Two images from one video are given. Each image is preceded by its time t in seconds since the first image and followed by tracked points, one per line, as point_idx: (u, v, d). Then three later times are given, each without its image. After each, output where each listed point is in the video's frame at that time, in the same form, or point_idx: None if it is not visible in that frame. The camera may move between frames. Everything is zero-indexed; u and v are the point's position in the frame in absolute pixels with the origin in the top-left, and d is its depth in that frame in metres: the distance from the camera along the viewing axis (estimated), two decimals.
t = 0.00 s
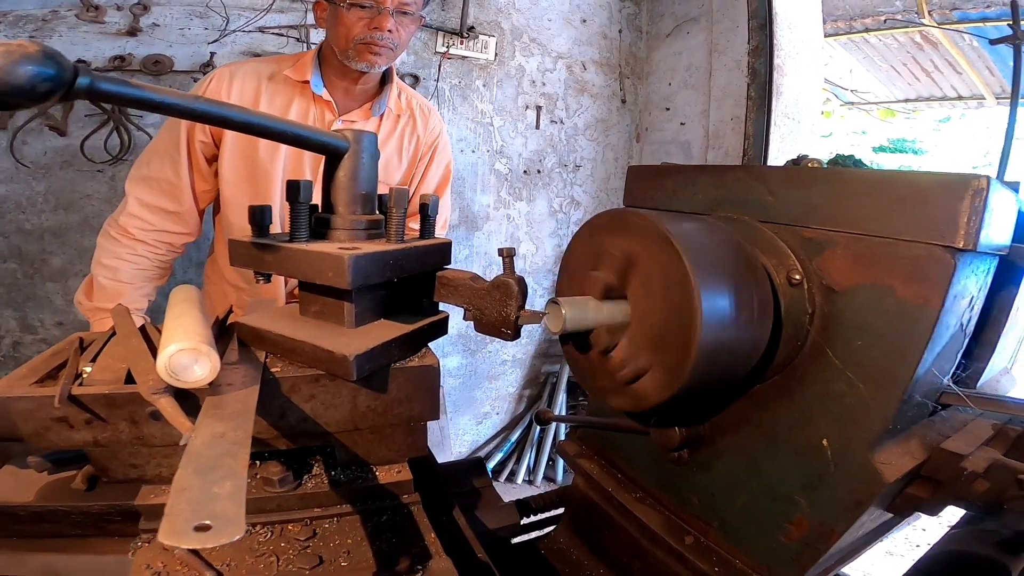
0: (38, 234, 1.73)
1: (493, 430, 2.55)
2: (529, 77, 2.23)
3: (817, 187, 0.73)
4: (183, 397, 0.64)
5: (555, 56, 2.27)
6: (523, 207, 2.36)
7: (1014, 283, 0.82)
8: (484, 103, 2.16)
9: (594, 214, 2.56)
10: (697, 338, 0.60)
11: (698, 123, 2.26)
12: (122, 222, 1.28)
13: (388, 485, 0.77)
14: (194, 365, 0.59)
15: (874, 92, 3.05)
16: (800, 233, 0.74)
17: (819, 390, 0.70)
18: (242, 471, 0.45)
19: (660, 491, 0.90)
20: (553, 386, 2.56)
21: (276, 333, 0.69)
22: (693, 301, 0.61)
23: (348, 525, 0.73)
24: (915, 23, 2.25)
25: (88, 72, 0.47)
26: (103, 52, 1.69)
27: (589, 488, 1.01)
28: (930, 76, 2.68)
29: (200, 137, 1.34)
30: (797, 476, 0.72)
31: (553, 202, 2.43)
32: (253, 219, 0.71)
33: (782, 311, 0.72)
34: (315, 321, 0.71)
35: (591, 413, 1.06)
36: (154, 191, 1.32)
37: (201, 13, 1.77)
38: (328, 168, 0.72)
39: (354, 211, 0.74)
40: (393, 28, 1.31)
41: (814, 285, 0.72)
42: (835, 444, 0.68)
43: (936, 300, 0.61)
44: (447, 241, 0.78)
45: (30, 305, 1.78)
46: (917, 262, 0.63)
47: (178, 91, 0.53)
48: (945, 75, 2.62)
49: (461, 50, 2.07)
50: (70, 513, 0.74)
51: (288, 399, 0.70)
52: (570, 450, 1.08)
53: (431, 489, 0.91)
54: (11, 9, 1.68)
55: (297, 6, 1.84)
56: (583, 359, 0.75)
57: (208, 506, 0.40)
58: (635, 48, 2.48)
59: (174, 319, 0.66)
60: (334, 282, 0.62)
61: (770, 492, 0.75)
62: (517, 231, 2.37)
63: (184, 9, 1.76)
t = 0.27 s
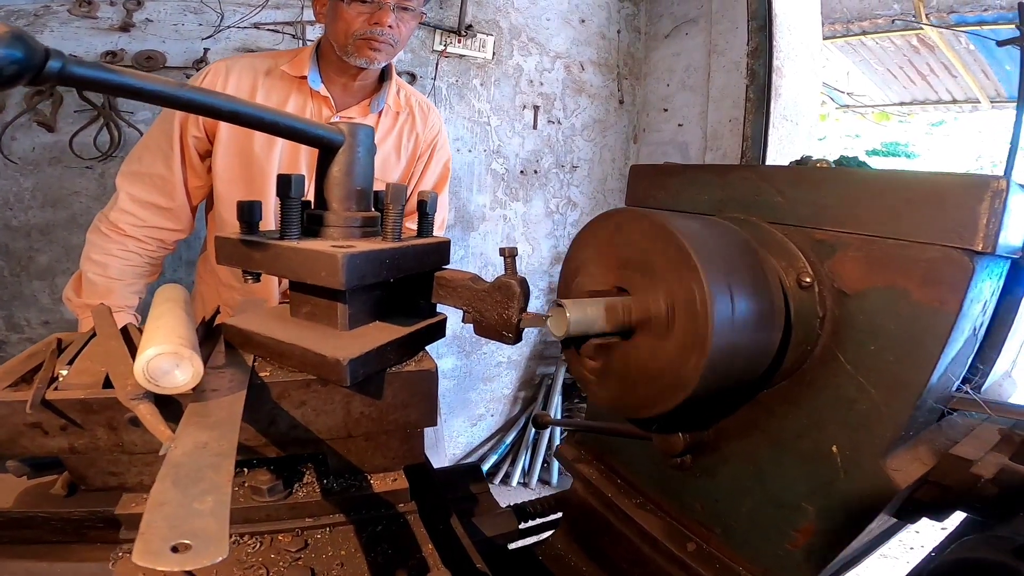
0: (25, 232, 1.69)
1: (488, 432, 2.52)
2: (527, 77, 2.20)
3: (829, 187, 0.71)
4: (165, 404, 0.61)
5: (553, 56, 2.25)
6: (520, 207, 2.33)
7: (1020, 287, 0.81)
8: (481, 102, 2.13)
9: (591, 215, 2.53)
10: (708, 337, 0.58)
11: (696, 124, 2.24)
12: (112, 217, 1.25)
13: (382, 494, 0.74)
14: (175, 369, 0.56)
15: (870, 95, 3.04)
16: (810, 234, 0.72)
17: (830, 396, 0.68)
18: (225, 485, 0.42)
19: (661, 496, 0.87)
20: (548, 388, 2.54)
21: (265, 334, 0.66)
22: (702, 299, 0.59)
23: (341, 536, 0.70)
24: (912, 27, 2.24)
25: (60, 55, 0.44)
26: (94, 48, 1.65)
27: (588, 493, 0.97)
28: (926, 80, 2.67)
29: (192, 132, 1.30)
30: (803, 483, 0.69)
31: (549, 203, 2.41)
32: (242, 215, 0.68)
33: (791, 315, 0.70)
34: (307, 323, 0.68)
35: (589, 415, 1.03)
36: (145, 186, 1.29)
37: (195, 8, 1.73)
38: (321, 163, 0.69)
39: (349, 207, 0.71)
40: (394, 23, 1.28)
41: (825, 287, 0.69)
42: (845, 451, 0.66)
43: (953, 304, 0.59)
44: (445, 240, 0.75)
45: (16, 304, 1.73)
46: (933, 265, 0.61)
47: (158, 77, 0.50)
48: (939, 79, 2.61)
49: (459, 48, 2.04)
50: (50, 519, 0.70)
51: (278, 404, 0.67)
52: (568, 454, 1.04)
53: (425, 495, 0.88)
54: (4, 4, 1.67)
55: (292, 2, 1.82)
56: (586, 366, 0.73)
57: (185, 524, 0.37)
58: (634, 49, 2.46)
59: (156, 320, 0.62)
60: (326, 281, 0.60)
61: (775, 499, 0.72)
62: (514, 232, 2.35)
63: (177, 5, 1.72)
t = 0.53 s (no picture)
0: (15, 228, 1.64)
1: (485, 429, 2.50)
2: (524, 71, 2.18)
3: (841, 177, 0.69)
4: (151, 400, 0.59)
5: (551, 51, 2.23)
6: (517, 203, 2.31)
7: None
8: (478, 97, 2.11)
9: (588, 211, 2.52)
10: (719, 327, 0.56)
11: (694, 120, 2.22)
12: (106, 211, 1.22)
13: (380, 493, 0.72)
14: (159, 364, 0.53)
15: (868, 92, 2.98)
16: (821, 225, 0.70)
17: (841, 390, 0.66)
18: (209, 486, 0.40)
19: (663, 494, 0.85)
20: (546, 385, 2.52)
21: (256, 328, 0.64)
22: (712, 287, 0.57)
23: (337, 536, 0.68)
24: (910, 23, 2.23)
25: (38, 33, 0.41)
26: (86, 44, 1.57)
27: (589, 491, 0.94)
28: (924, 76, 2.66)
29: (188, 124, 1.27)
30: (813, 479, 0.67)
31: (547, 198, 2.39)
32: (234, 203, 0.67)
33: (802, 309, 0.67)
34: (301, 316, 0.66)
35: (590, 411, 1.01)
36: (139, 179, 1.26)
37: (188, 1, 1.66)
38: (316, 149, 0.67)
39: (344, 196, 0.69)
40: (394, 15, 1.26)
41: (836, 279, 0.67)
42: (856, 446, 0.64)
43: (969, 295, 0.57)
44: (445, 229, 0.73)
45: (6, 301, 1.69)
46: (949, 256, 0.59)
47: (143, 58, 0.48)
48: (938, 77, 2.61)
49: (456, 43, 2.01)
50: (35, 520, 0.67)
51: (270, 400, 0.65)
52: (569, 452, 1.01)
53: (424, 493, 0.86)
54: None
55: None
56: (593, 361, 0.71)
57: (166, 528, 0.35)
58: (632, 44, 2.44)
59: (143, 313, 0.59)
60: (320, 271, 0.57)
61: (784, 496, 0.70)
62: (511, 228, 2.32)
63: None
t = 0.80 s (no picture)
0: None
1: (479, 431, 2.48)
2: (519, 70, 2.16)
3: (849, 176, 0.67)
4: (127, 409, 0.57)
5: (546, 49, 2.20)
6: (511, 202, 2.29)
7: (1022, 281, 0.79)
8: (472, 96, 2.08)
9: (582, 211, 2.50)
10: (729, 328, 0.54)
11: (689, 119, 2.20)
12: (93, 209, 1.19)
13: (374, 504, 0.69)
14: (133, 373, 0.48)
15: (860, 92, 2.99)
16: (828, 225, 0.68)
17: (848, 394, 0.63)
18: (187, 505, 0.38)
19: (664, 499, 0.83)
20: (540, 386, 2.50)
21: (240, 332, 0.61)
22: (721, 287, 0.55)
23: (329, 548, 0.65)
24: (903, 23, 2.22)
25: None
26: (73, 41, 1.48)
27: (588, 496, 0.92)
28: (915, 77, 2.65)
29: (177, 120, 1.24)
30: (823, 485, 0.65)
31: (541, 198, 2.36)
32: (217, 201, 0.64)
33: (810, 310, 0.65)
34: (289, 319, 0.63)
35: (587, 414, 0.98)
36: (127, 177, 1.22)
37: None
38: (304, 145, 0.64)
39: (334, 193, 0.66)
40: (388, 10, 1.23)
41: (845, 280, 0.65)
42: (864, 451, 0.62)
43: (983, 298, 0.56)
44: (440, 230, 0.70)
45: None
46: (961, 257, 0.57)
47: (114, 47, 0.44)
48: (928, 76, 2.59)
49: (451, 41, 1.98)
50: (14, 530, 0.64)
51: (255, 409, 0.62)
52: (566, 456, 0.99)
53: (419, 497, 0.84)
54: None
55: None
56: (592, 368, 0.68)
57: (138, 554, 0.34)
58: (627, 43, 2.42)
59: (117, 320, 0.55)
60: (308, 272, 0.55)
61: (792, 501, 0.67)
62: (505, 228, 2.30)
63: None
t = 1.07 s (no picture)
0: None
1: (474, 431, 2.45)
2: (519, 68, 2.13)
3: (863, 173, 0.65)
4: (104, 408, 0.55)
5: (546, 48, 2.18)
6: (509, 201, 2.26)
7: None
8: (471, 93, 2.05)
9: (580, 211, 2.48)
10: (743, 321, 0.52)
11: (688, 120, 2.19)
12: (103, 198, 1.19)
13: (368, 508, 0.67)
14: (108, 369, 0.45)
15: (857, 96, 2.96)
16: (840, 224, 0.66)
17: (858, 397, 0.61)
18: (160, 512, 0.37)
19: (664, 502, 0.80)
20: (535, 387, 2.48)
21: (226, 327, 0.59)
22: (733, 277, 0.53)
23: (320, 554, 0.63)
24: (903, 28, 2.18)
25: None
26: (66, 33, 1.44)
27: (586, 497, 0.89)
28: (912, 81, 2.63)
29: (169, 110, 1.21)
30: (831, 491, 0.63)
31: (539, 197, 2.34)
32: (204, 189, 0.62)
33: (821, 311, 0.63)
34: (279, 315, 0.61)
35: (587, 414, 0.95)
36: (131, 164, 1.21)
37: None
38: (299, 133, 0.62)
39: (330, 182, 0.64)
40: None
41: (857, 281, 0.63)
42: (873, 455, 0.60)
43: (1000, 300, 0.54)
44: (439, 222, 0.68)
45: None
46: (977, 259, 0.56)
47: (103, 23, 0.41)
48: (926, 81, 2.58)
49: (450, 37, 1.95)
50: None
51: (241, 409, 0.60)
52: (564, 458, 0.95)
53: (413, 500, 0.84)
54: None
55: None
56: (604, 370, 0.66)
57: (106, 566, 0.32)
58: (627, 43, 2.40)
59: (93, 313, 0.51)
60: (301, 264, 0.52)
61: (798, 508, 0.65)
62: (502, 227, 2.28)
63: None
